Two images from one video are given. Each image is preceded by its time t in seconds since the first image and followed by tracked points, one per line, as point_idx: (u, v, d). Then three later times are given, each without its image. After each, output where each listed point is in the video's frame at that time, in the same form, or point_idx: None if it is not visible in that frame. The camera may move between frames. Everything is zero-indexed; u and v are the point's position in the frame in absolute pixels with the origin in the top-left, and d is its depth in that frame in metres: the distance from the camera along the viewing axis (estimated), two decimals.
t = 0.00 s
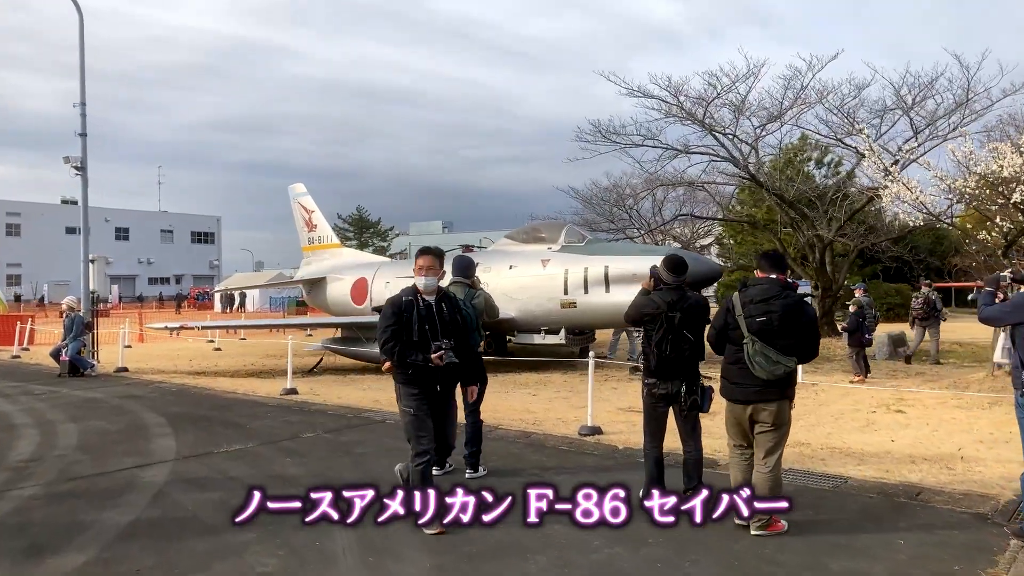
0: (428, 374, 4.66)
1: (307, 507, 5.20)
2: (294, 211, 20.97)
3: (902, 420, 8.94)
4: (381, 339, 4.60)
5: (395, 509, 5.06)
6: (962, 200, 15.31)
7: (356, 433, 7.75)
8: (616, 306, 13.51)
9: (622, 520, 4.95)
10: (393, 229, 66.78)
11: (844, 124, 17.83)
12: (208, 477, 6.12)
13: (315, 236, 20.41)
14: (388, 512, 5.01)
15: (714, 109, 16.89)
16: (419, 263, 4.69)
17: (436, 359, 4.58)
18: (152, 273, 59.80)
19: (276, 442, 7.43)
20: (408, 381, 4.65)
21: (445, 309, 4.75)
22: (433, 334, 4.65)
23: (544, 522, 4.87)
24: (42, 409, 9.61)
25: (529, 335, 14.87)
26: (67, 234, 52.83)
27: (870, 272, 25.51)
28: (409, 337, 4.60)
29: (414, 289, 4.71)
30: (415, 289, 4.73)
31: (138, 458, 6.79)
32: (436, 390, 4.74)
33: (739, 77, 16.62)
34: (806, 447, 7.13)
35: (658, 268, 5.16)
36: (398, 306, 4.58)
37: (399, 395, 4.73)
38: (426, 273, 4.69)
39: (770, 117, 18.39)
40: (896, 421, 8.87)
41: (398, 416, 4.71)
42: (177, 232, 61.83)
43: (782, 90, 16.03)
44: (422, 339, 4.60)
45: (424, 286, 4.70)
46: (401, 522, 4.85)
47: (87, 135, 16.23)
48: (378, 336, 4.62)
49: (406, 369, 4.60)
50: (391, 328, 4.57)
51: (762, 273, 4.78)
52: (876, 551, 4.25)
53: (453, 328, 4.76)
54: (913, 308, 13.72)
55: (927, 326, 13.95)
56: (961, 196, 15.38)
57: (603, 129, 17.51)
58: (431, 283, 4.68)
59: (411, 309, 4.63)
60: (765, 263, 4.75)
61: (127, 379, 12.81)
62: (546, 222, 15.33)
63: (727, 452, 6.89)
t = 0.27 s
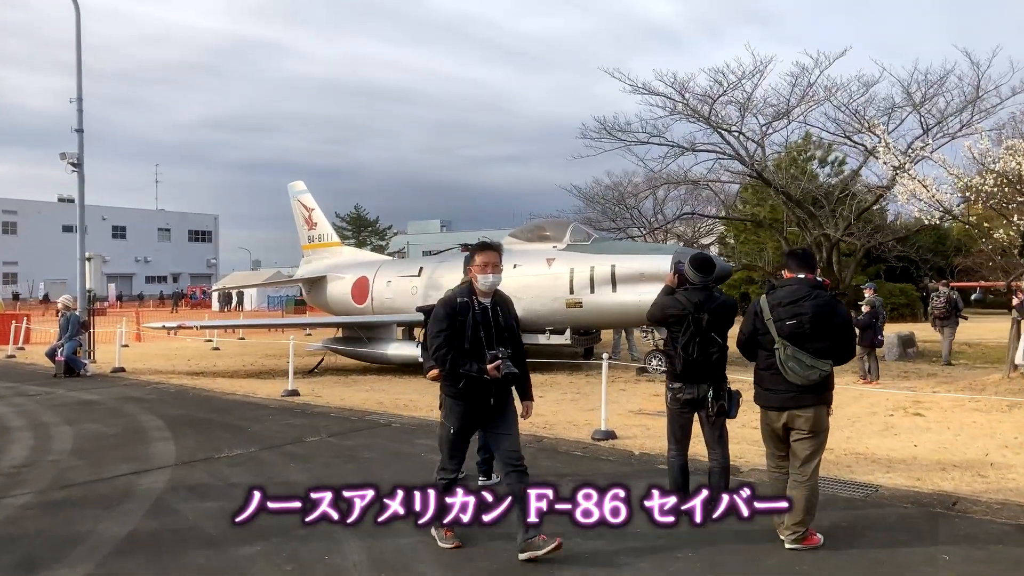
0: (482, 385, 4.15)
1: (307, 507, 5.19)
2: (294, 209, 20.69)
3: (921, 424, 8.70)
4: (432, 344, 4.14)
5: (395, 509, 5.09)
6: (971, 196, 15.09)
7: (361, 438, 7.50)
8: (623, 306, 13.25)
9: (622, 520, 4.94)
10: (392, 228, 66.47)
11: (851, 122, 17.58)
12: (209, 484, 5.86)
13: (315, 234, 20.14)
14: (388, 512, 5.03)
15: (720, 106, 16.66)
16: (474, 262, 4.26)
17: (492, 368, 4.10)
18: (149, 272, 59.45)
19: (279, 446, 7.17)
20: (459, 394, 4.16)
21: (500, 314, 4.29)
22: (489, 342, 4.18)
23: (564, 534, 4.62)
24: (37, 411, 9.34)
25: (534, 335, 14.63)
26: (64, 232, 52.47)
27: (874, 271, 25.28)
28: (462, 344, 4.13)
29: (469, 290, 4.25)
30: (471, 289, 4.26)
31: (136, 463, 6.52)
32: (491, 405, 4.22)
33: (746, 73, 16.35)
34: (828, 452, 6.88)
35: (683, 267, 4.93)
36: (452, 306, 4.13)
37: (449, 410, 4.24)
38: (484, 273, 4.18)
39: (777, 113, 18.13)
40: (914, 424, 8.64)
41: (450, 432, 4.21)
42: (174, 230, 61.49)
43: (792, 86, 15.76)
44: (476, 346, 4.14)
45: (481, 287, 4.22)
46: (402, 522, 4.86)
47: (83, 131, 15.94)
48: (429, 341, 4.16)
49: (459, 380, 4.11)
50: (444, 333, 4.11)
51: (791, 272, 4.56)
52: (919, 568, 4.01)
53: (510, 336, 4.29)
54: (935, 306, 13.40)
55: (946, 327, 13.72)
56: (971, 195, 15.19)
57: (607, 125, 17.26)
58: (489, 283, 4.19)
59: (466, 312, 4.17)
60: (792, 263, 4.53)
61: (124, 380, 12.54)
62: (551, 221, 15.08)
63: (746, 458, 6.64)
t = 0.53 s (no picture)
0: (567, 394, 3.60)
1: (308, 506, 5.15)
2: (294, 206, 20.40)
3: (942, 426, 8.46)
4: (508, 346, 3.66)
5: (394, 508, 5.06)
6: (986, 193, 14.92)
7: (369, 441, 7.23)
8: (631, 305, 13.01)
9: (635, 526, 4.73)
10: (390, 226, 66.17)
11: (859, 118, 17.36)
12: (212, 493, 5.59)
13: (315, 231, 19.86)
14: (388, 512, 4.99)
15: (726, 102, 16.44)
16: (554, 253, 3.78)
17: (574, 378, 3.55)
18: (146, 270, 59.12)
19: (283, 450, 6.90)
20: (537, 407, 3.62)
21: (582, 314, 3.75)
22: (571, 346, 3.66)
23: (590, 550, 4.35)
24: (33, 412, 9.07)
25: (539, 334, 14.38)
26: (61, 230, 52.12)
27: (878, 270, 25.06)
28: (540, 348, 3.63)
29: (548, 285, 3.77)
30: (549, 285, 3.77)
31: (135, 469, 6.25)
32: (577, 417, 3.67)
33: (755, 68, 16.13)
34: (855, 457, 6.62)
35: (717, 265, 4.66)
36: (530, 303, 3.63)
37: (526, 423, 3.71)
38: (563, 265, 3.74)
39: (786, 109, 17.90)
40: (936, 427, 8.40)
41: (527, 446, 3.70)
42: (172, 228, 61.13)
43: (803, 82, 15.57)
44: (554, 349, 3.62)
45: (561, 281, 3.74)
46: (409, 530, 4.69)
47: (79, 125, 15.64)
48: (505, 342, 3.67)
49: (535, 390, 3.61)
50: (522, 331, 3.62)
51: (822, 271, 4.31)
52: None
53: (593, 340, 3.75)
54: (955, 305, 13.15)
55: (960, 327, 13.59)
56: (983, 192, 15.02)
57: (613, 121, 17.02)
58: (569, 277, 3.72)
59: (545, 310, 3.65)
60: (819, 264, 4.31)
61: (122, 380, 12.26)
62: (556, 218, 14.81)
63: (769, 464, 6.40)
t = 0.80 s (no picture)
0: (672, 407, 3.21)
1: (315, 516, 4.90)
2: (293, 204, 20.11)
3: (963, 429, 8.24)
4: (604, 358, 3.20)
5: (395, 508, 5.00)
6: (1003, 188, 14.84)
7: (375, 446, 6.96)
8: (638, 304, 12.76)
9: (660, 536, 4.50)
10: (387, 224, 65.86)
11: (866, 114, 17.19)
12: (214, 501, 5.32)
13: (314, 229, 19.58)
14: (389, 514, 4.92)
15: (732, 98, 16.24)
16: (652, 250, 3.40)
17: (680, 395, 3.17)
18: (142, 269, 58.72)
19: (287, 455, 6.64)
20: (638, 425, 3.22)
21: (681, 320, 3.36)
22: (673, 357, 3.27)
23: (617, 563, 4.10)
24: (26, 415, 8.78)
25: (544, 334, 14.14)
26: (56, 228, 51.70)
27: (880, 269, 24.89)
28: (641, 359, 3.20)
29: (644, 286, 3.36)
30: (646, 286, 3.36)
31: (132, 475, 5.98)
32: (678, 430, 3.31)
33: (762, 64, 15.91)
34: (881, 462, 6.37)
35: (749, 263, 4.39)
36: (629, 309, 3.20)
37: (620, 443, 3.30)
38: (661, 264, 3.38)
39: (791, 106, 17.69)
40: (957, 430, 8.17)
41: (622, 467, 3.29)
42: (167, 227, 60.73)
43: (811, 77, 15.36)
44: (657, 362, 3.22)
45: (661, 280, 3.36)
46: (424, 542, 4.43)
47: (74, 121, 15.33)
48: (596, 354, 3.23)
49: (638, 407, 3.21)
50: (618, 342, 3.17)
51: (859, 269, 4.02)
52: None
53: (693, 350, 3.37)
54: (974, 303, 13.05)
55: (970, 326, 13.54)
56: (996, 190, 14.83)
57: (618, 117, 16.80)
58: (670, 277, 3.36)
59: (644, 316, 3.21)
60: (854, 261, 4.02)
61: (118, 381, 11.97)
62: (561, 216, 14.56)
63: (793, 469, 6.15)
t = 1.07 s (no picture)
0: (829, 419, 2.70)
1: (324, 524, 4.63)
2: (293, 198, 19.80)
3: (989, 429, 7.97)
4: (752, 363, 2.62)
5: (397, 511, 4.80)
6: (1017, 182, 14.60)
7: (384, 448, 6.65)
8: (647, 300, 12.48)
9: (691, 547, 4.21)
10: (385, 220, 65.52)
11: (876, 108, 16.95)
12: (216, 507, 5.03)
13: (314, 225, 19.27)
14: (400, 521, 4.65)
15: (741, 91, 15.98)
16: (804, 236, 2.87)
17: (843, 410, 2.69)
18: (138, 265, 58.32)
19: (292, 458, 6.34)
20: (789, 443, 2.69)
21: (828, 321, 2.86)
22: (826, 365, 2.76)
23: None
24: (19, 415, 8.47)
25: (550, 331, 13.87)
26: (51, 224, 51.28)
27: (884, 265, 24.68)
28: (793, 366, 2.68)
29: (791, 279, 2.82)
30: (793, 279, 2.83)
31: (130, 480, 5.68)
32: (828, 452, 2.81)
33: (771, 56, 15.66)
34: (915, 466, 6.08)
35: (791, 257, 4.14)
36: (778, 300, 2.65)
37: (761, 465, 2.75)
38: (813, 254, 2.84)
39: (800, 100, 17.44)
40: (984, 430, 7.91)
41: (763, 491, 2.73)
42: (164, 222, 60.35)
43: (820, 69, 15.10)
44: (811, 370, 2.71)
45: (811, 274, 2.84)
46: (444, 554, 4.13)
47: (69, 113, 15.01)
48: (739, 359, 2.66)
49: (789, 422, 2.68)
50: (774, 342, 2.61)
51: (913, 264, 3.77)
52: None
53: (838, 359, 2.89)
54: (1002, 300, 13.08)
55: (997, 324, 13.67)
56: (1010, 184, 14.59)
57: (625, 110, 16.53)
58: (822, 272, 2.84)
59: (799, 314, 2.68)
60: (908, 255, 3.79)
61: (115, 379, 11.68)
62: (568, 210, 14.28)
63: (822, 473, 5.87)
